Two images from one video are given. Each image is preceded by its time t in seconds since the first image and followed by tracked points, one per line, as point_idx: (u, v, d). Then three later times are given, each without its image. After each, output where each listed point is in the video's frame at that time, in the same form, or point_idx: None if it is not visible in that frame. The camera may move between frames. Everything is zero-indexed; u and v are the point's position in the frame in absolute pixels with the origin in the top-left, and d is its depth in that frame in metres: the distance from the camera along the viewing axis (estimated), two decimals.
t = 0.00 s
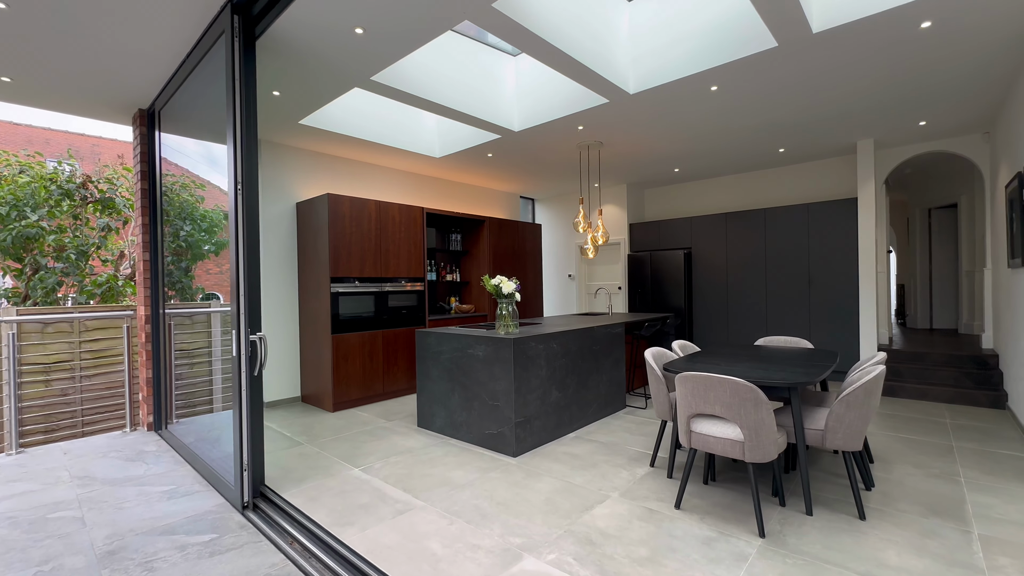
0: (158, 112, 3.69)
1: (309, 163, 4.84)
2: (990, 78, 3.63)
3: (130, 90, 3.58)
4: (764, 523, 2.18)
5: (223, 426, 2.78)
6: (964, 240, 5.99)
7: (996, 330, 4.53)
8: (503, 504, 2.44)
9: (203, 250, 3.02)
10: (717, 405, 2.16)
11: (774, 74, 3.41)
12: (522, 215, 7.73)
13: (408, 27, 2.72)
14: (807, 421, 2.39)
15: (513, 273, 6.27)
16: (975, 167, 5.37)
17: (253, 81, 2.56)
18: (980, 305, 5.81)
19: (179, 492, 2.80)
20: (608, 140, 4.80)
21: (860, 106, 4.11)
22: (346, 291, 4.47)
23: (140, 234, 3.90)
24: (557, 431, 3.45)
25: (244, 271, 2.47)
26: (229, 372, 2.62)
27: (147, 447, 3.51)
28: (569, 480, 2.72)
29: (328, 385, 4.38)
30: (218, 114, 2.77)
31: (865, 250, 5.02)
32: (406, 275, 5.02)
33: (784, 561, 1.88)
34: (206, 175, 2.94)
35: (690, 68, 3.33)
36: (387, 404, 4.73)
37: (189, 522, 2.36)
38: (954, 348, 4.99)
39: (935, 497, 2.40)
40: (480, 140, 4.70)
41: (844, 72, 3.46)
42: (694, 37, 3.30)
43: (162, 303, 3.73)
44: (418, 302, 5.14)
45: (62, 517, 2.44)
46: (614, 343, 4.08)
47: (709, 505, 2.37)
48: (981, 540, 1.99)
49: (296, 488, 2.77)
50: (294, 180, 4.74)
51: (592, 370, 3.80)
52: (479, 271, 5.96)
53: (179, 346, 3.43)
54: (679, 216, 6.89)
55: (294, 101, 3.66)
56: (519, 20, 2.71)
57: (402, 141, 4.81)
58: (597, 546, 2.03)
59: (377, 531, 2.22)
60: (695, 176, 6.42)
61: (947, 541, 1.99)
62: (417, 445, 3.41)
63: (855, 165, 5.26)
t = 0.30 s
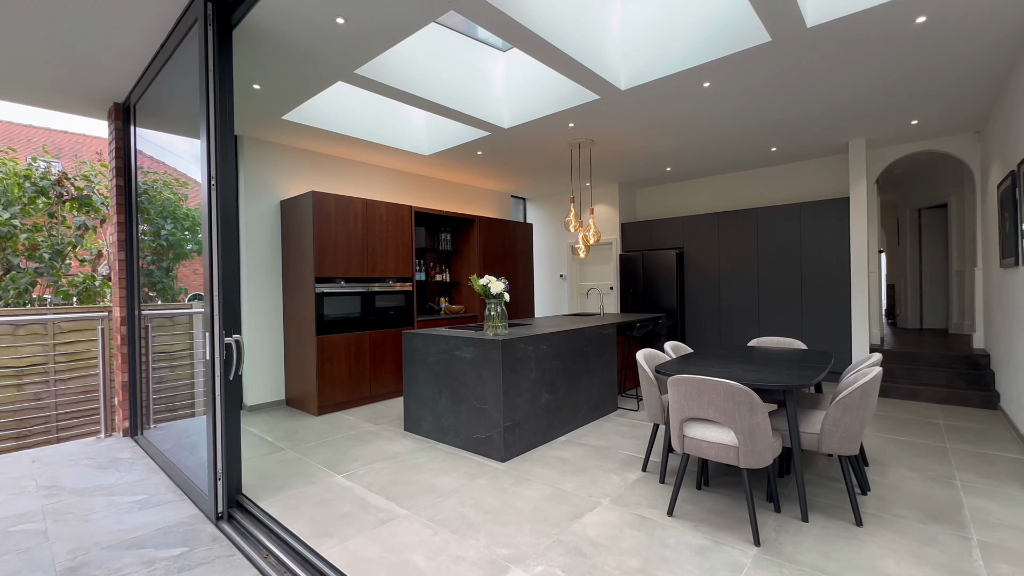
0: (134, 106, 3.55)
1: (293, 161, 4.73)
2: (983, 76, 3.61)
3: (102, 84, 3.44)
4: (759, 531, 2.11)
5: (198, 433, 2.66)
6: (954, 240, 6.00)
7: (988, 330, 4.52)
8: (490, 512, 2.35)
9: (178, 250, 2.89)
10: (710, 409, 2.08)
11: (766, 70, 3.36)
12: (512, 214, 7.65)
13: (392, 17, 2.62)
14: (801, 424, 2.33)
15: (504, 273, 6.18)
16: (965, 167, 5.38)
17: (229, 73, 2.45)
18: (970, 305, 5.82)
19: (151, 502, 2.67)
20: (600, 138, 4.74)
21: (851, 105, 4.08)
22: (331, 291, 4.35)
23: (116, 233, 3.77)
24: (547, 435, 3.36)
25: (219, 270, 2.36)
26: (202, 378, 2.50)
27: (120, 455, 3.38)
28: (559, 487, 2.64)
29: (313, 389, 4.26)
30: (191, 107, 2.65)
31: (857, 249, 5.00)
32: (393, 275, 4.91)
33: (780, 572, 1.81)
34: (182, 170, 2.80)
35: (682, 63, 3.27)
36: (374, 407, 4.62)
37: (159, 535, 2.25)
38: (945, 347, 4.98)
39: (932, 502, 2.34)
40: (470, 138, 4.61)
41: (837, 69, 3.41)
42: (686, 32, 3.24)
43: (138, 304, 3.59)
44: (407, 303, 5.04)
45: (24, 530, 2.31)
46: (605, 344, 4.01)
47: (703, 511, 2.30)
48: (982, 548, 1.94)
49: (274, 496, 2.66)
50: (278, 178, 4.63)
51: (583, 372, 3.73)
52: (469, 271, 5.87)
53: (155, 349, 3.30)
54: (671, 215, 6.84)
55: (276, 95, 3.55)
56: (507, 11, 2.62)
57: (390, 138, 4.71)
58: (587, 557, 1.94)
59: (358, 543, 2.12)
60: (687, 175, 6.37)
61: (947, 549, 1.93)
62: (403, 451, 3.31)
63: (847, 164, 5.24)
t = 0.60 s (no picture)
0: (110, 102, 3.44)
1: (279, 160, 4.62)
2: (980, 75, 3.55)
3: (77, 79, 3.32)
4: (754, 543, 2.03)
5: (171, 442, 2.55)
6: (948, 241, 5.97)
7: (984, 332, 4.46)
8: (474, 524, 2.25)
9: (150, 251, 2.78)
10: (703, 417, 1.99)
11: (760, 68, 3.29)
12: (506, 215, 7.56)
13: (374, 10, 2.52)
14: (797, 431, 2.25)
15: (495, 274, 6.09)
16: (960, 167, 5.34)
17: (203, 66, 2.35)
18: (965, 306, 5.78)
19: (121, 515, 2.56)
20: (592, 138, 4.65)
21: (846, 105, 4.02)
22: (317, 294, 4.25)
23: (93, 234, 3.65)
24: (537, 441, 3.27)
25: (191, 272, 2.26)
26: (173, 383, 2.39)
27: (95, 463, 3.25)
28: (548, 497, 2.54)
29: (298, 393, 4.15)
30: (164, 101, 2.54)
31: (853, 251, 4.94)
32: (382, 277, 4.80)
33: None
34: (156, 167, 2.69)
35: (675, 60, 3.19)
36: (362, 412, 4.51)
37: (126, 551, 2.15)
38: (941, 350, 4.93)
39: (931, 511, 2.27)
40: (460, 137, 4.52)
41: (833, 67, 3.34)
42: (679, 29, 3.16)
43: (114, 308, 3.46)
44: (396, 305, 4.93)
45: None
46: (598, 347, 3.92)
47: (696, 523, 2.21)
48: (984, 560, 1.86)
49: (251, 507, 2.55)
50: (263, 177, 4.52)
51: (575, 376, 3.64)
52: (460, 273, 5.77)
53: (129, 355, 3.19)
54: (665, 216, 6.77)
55: (258, 91, 3.44)
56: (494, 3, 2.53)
57: (379, 137, 4.62)
58: (574, 574, 1.85)
59: (334, 558, 2.01)
60: (681, 176, 6.30)
61: (949, 562, 1.85)
62: (388, 458, 3.20)
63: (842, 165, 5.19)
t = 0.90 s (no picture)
0: (82, 97, 3.31)
1: (262, 158, 4.51)
2: (972, 75, 3.52)
3: (46, 72, 3.19)
4: (745, 555, 1.95)
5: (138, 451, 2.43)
6: (939, 243, 5.96)
7: (976, 334, 4.44)
8: (456, 537, 2.16)
9: (117, 251, 2.65)
10: (693, 424, 1.91)
11: (751, 65, 3.23)
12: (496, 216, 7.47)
13: None
14: (791, 437, 2.17)
15: (485, 275, 6.00)
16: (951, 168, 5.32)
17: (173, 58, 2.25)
18: (956, 308, 5.78)
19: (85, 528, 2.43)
20: (583, 137, 4.58)
21: (838, 104, 3.97)
22: (300, 295, 4.14)
23: (64, 233, 3.53)
24: (525, 447, 3.18)
25: (157, 272, 2.15)
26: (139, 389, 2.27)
27: (63, 473, 3.12)
28: (534, 506, 2.45)
29: (281, 397, 4.03)
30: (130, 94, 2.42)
31: (844, 252, 4.90)
32: (368, 278, 4.69)
33: None
34: (122, 162, 2.56)
35: (665, 57, 3.13)
36: (347, 416, 4.39)
37: (85, 568, 2.03)
38: (932, 352, 4.91)
39: (927, 519, 2.21)
40: (448, 134, 4.43)
41: (825, 66, 3.29)
42: (669, 25, 3.10)
43: (85, 310, 3.33)
44: (382, 307, 4.82)
45: None
46: (587, 350, 3.84)
47: (686, 533, 2.13)
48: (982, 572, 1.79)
49: (224, 518, 2.44)
50: (244, 175, 4.40)
51: (564, 380, 3.55)
52: (449, 274, 5.68)
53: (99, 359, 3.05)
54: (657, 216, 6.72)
55: (236, 85, 3.33)
56: None
57: (365, 134, 4.52)
58: None
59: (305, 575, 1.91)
60: (673, 176, 6.25)
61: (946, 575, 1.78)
62: (370, 465, 3.10)
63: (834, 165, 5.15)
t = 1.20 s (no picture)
0: (54, 89, 3.18)
1: (246, 154, 4.39)
2: (968, 73, 3.47)
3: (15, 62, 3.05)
4: (742, 567, 1.86)
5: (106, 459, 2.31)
6: (933, 243, 5.94)
7: (972, 336, 4.39)
8: (440, 548, 2.06)
9: (90, 249, 2.44)
10: (688, 429, 1.82)
11: (747, 61, 3.16)
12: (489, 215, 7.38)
13: None
14: (790, 443, 2.09)
15: (477, 275, 5.90)
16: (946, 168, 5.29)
17: (142, 45, 2.14)
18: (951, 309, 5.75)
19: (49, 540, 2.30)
20: (575, 134, 4.51)
21: (834, 102, 3.91)
22: (285, 295, 4.03)
23: (38, 230, 3.40)
24: (515, 452, 3.09)
25: (124, 270, 2.03)
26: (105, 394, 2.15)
27: (31, 481, 2.98)
28: (523, 515, 2.35)
29: (264, 400, 3.91)
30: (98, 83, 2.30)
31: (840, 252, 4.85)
32: (356, 278, 4.58)
33: None
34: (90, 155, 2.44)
35: (658, 51, 3.05)
36: (333, 420, 4.27)
37: None
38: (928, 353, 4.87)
39: (929, 527, 2.13)
40: (438, 131, 4.33)
41: (822, 62, 3.23)
42: (662, 18, 3.03)
43: (58, 311, 3.20)
44: (371, 308, 4.71)
45: None
46: (580, 352, 3.75)
47: (681, 544, 2.04)
48: None
49: (197, 529, 2.33)
50: (227, 172, 4.28)
51: (555, 383, 3.46)
52: (440, 274, 5.57)
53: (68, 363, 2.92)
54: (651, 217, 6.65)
55: (216, 78, 3.21)
56: None
57: (353, 131, 4.41)
58: None
59: None
60: (667, 176, 6.18)
61: None
62: (354, 471, 2.99)
63: (829, 165, 5.11)
